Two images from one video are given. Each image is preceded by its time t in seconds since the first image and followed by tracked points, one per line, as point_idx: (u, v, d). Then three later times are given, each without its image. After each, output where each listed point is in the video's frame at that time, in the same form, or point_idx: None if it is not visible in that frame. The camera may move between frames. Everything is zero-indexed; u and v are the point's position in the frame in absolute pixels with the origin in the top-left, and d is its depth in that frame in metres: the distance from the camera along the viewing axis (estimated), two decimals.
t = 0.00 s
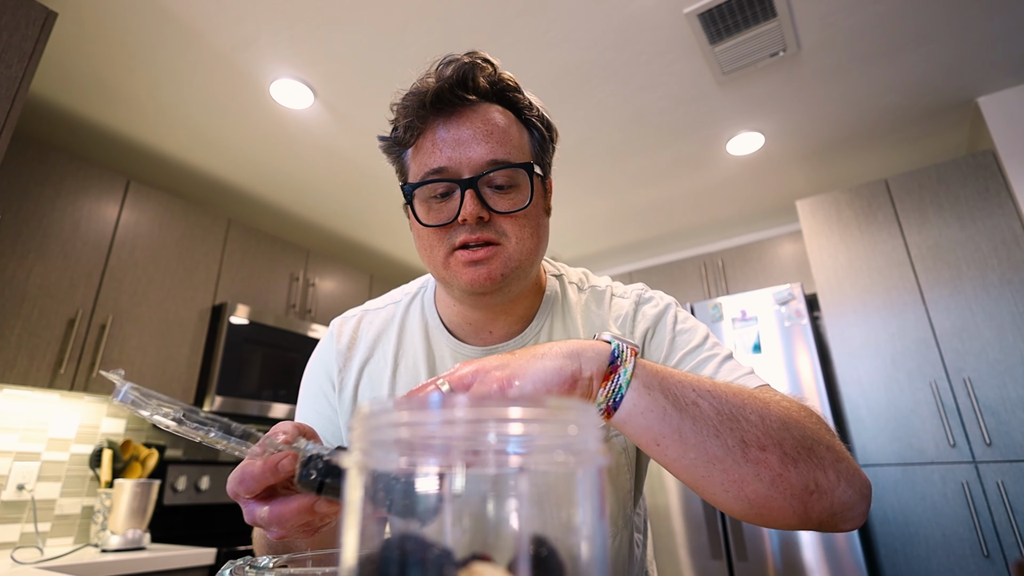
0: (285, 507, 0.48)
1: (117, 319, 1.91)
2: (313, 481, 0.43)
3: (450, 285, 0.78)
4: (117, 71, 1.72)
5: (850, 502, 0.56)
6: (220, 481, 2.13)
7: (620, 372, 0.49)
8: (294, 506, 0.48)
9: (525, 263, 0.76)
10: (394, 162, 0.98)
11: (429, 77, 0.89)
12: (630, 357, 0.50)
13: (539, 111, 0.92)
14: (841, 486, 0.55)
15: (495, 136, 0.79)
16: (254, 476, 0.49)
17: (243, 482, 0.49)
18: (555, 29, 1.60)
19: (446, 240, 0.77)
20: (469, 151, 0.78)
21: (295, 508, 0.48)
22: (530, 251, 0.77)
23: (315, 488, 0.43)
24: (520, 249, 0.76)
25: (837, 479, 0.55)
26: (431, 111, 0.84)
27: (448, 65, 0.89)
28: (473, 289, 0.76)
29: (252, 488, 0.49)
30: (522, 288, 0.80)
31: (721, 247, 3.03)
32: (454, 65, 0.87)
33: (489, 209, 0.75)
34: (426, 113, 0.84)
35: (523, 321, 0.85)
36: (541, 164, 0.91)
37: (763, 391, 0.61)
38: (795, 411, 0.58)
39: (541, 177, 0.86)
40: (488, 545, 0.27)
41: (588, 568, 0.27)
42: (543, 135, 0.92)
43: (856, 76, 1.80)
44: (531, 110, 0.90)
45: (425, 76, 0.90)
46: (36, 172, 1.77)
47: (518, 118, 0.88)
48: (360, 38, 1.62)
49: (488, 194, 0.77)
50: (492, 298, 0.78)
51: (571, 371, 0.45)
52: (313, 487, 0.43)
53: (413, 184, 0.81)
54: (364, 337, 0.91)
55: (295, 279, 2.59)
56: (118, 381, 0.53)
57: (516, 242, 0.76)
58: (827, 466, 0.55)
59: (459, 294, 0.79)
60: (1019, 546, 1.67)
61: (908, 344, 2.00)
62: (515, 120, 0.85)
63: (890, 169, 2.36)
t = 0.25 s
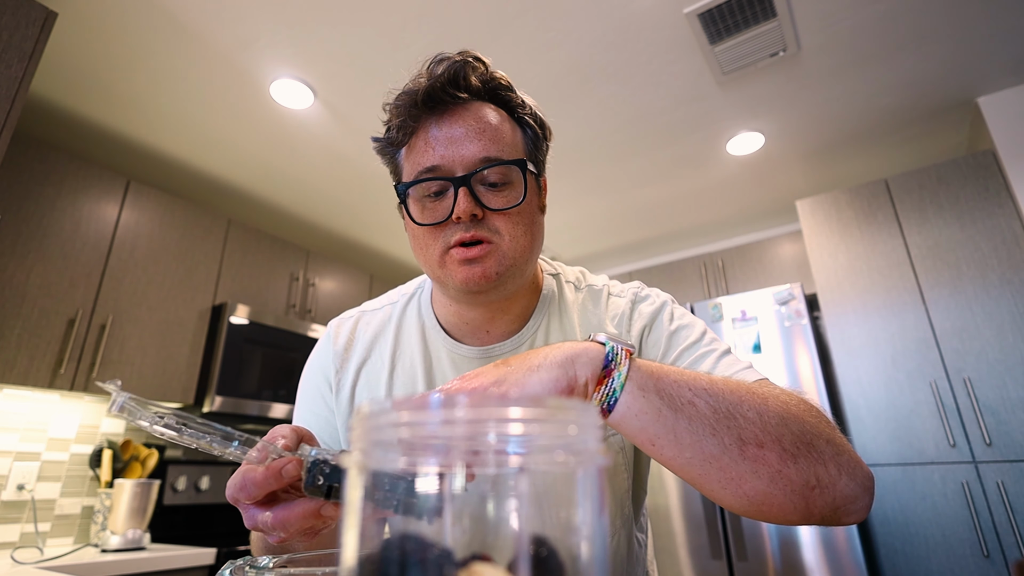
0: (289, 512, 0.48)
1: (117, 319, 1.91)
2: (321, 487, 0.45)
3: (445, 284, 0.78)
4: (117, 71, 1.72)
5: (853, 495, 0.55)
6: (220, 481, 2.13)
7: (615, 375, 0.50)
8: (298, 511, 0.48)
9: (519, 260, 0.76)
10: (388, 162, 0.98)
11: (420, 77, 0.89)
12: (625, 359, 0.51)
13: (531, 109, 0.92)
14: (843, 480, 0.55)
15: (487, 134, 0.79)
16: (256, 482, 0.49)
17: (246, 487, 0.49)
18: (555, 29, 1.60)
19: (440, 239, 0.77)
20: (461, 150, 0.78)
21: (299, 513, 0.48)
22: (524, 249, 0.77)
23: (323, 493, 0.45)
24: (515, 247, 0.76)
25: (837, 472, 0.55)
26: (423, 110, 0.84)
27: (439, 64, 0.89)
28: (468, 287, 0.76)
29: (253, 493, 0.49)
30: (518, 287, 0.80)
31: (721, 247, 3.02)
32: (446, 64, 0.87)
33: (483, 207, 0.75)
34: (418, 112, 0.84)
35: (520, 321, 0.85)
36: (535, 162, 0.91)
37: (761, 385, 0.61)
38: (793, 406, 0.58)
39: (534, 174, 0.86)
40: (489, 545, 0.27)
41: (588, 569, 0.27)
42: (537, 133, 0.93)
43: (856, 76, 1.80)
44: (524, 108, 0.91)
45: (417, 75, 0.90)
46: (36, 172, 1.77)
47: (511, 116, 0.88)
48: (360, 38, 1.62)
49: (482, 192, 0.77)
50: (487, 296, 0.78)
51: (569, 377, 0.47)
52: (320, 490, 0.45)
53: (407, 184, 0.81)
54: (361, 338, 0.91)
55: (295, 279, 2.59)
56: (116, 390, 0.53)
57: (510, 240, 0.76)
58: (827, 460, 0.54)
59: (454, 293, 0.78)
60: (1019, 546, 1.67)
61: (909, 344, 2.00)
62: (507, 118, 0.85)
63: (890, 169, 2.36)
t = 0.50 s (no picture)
0: (293, 519, 0.48)
1: (116, 319, 1.91)
2: (325, 493, 0.44)
3: (445, 284, 0.78)
4: (117, 71, 1.72)
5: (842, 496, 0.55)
6: (220, 481, 2.13)
7: (594, 381, 0.50)
8: (302, 517, 0.48)
9: (520, 260, 0.76)
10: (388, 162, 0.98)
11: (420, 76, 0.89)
12: (604, 366, 0.52)
13: (531, 110, 0.92)
14: (830, 481, 0.54)
15: (488, 134, 0.79)
16: (261, 486, 0.49)
17: (251, 492, 0.49)
18: (555, 29, 1.60)
19: (441, 239, 0.77)
20: (462, 150, 0.78)
21: (302, 520, 0.48)
22: (525, 249, 0.77)
23: (326, 500, 0.44)
24: (515, 247, 0.76)
25: (825, 473, 0.54)
26: (424, 110, 0.84)
27: (440, 64, 0.89)
28: (469, 287, 0.76)
29: (259, 497, 0.49)
30: (518, 286, 0.80)
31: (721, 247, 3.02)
32: (446, 64, 0.87)
33: (483, 207, 0.75)
34: (419, 112, 0.84)
35: (520, 321, 0.85)
36: (536, 162, 0.91)
37: (754, 385, 0.61)
38: (779, 407, 0.57)
39: (535, 174, 0.86)
40: (489, 545, 0.27)
41: (588, 568, 0.27)
42: (537, 133, 0.93)
43: (856, 76, 1.80)
44: (525, 108, 0.91)
45: (418, 75, 0.90)
46: (36, 172, 1.77)
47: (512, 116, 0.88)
48: (360, 38, 1.62)
49: (482, 192, 0.77)
50: (488, 296, 0.78)
51: (555, 379, 0.48)
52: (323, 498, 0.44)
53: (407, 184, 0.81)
54: (361, 338, 0.91)
55: (295, 279, 2.59)
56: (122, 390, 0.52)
57: (511, 240, 0.76)
58: (812, 461, 0.54)
59: (455, 293, 0.78)
60: (1019, 546, 1.67)
61: (909, 344, 2.00)
62: (508, 118, 0.85)
63: (890, 169, 2.36)
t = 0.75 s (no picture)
0: (292, 516, 0.49)
1: (117, 319, 1.91)
2: (322, 491, 0.43)
3: (451, 284, 0.78)
4: (117, 71, 1.72)
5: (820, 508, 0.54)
6: (220, 481, 2.13)
7: (580, 379, 0.50)
8: (301, 515, 0.48)
9: (528, 262, 0.76)
10: (395, 160, 0.98)
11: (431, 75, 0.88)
12: (588, 366, 0.52)
13: (540, 111, 0.92)
14: (811, 490, 0.54)
15: (498, 136, 0.79)
16: (262, 480, 0.49)
17: (252, 486, 0.49)
18: (555, 29, 1.60)
19: (448, 239, 0.77)
20: (473, 151, 0.78)
21: (301, 517, 0.48)
22: (532, 251, 0.77)
23: (323, 498, 0.44)
24: (523, 249, 0.76)
25: (806, 483, 0.54)
26: (434, 110, 0.83)
27: (451, 63, 0.89)
28: (476, 288, 0.76)
29: (259, 492, 0.49)
30: (524, 288, 0.80)
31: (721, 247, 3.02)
32: (458, 64, 0.87)
33: (491, 209, 0.75)
34: (429, 112, 0.84)
35: (524, 321, 0.85)
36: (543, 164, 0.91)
37: (744, 393, 0.61)
38: (762, 414, 0.57)
39: (543, 177, 0.86)
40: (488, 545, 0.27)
41: (588, 568, 0.27)
42: (545, 135, 0.93)
43: (855, 76, 1.80)
44: (534, 110, 0.90)
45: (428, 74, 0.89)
46: (36, 172, 1.77)
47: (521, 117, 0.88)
48: (360, 39, 1.62)
49: (491, 194, 0.77)
50: (493, 297, 0.78)
51: (546, 375, 0.46)
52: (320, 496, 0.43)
53: (416, 184, 0.81)
54: (364, 337, 0.91)
55: (295, 279, 2.58)
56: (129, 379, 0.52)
57: (519, 242, 0.75)
58: (793, 469, 0.53)
59: (461, 294, 0.78)
60: (1019, 546, 1.67)
61: (909, 344, 2.00)
62: (517, 120, 0.85)
63: (890, 169, 2.36)
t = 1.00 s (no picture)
0: (287, 516, 0.49)
1: (117, 319, 1.91)
2: (315, 489, 0.43)
3: (452, 284, 0.78)
4: (117, 71, 1.72)
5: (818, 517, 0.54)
6: (220, 481, 2.13)
7: (586, 382, 0.49)
8: (296, 515, 0.48)
9: (528, 262, 0.76)
10: (395, 161, 0.98)
11: (431, 75, 0.88)
12: (595, 369, 0.50)
13: (540, 112, 0.92)
14: (809, 499, 0.54)
15: (498, 135, 0.79)
16: (254, 484, 0.49)
17: (242, 491, 0.49)
18: (555, 29, 1.60)
19: (448, 239, 0.77)
20: (472, 150, 0.78)
21: (296, 517, 0.48)
22: (532, 250, 0.76)
23: (317, 496, 0.43)
24: (523, 248, 0.75)
25: (805, 491, 0.54)
26: (434, 110, 0.83)
27: (450, 64, 0.89)
28: (476, 287, 0.76)
29: (252, 495, 0.49)
30: (524, 287, 0.80)
31: (721, 247, 3.02)
32: (457, 64, 0.87)
33: (491, 208, 0.75)
34: (429, 112, 0.84)
35: (525, 320, 0.85)
36: (542, 163, 0.91)
37: (745, 398, 0.61)
38: (765, 421, 0.57)
39: (542, 176, 0.86)
40: (488, 544, 0.27)
41: (587, 568, 0.27)
42: (544, 135, 0.93)
43: (856, 76, 1.80)
44: (533, 110, 0.91)
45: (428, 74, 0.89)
46: (36, 172, 1.77)
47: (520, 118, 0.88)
48: (360, 39, 1.62)
49: (490, 193, 0.77)
50: (494, 297, 0.78)
51: (550, 375, 0.45)
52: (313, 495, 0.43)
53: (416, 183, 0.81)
54: (366, 337, 0.91)
55: (294, 279, 2.58)
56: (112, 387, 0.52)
57: (519, 241, 0.75)
58: (793, 478, 0.53)
59: (462, 293, 0.78)
60: (1019, 546, 1.67)
61: (909, 344, 2.00)
62: (516, 120, 0.85)
63: (890, 169, 2.36)
